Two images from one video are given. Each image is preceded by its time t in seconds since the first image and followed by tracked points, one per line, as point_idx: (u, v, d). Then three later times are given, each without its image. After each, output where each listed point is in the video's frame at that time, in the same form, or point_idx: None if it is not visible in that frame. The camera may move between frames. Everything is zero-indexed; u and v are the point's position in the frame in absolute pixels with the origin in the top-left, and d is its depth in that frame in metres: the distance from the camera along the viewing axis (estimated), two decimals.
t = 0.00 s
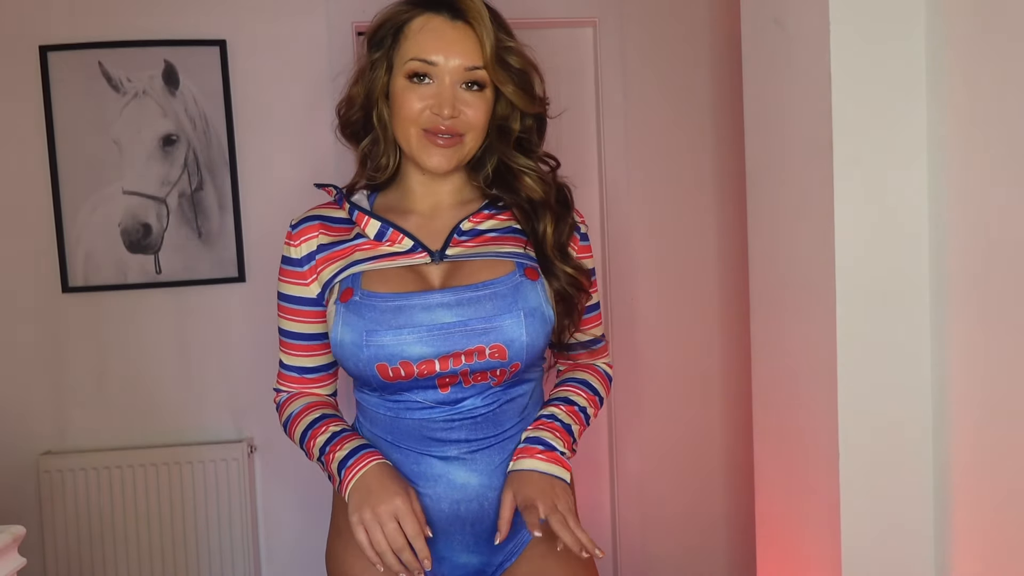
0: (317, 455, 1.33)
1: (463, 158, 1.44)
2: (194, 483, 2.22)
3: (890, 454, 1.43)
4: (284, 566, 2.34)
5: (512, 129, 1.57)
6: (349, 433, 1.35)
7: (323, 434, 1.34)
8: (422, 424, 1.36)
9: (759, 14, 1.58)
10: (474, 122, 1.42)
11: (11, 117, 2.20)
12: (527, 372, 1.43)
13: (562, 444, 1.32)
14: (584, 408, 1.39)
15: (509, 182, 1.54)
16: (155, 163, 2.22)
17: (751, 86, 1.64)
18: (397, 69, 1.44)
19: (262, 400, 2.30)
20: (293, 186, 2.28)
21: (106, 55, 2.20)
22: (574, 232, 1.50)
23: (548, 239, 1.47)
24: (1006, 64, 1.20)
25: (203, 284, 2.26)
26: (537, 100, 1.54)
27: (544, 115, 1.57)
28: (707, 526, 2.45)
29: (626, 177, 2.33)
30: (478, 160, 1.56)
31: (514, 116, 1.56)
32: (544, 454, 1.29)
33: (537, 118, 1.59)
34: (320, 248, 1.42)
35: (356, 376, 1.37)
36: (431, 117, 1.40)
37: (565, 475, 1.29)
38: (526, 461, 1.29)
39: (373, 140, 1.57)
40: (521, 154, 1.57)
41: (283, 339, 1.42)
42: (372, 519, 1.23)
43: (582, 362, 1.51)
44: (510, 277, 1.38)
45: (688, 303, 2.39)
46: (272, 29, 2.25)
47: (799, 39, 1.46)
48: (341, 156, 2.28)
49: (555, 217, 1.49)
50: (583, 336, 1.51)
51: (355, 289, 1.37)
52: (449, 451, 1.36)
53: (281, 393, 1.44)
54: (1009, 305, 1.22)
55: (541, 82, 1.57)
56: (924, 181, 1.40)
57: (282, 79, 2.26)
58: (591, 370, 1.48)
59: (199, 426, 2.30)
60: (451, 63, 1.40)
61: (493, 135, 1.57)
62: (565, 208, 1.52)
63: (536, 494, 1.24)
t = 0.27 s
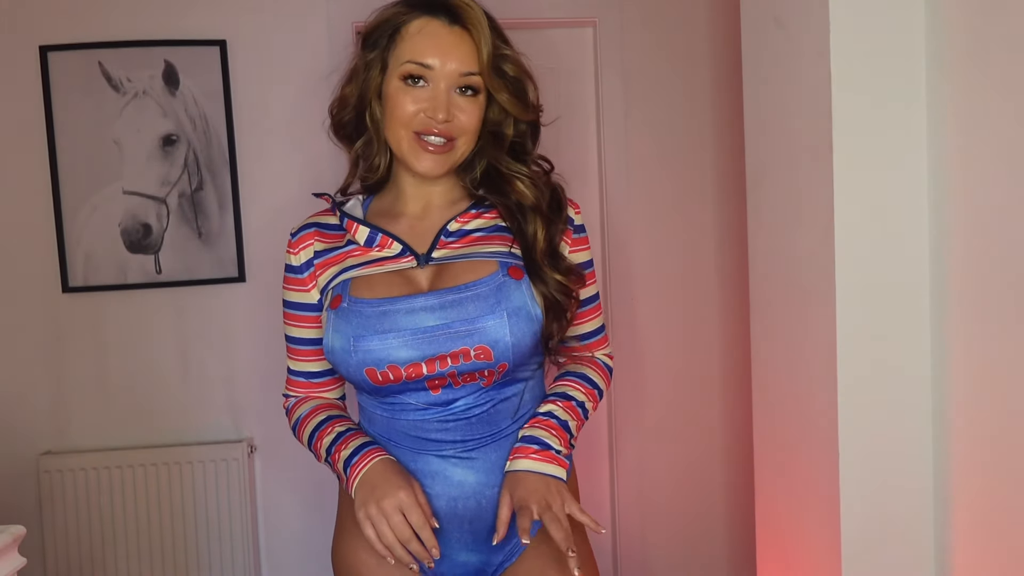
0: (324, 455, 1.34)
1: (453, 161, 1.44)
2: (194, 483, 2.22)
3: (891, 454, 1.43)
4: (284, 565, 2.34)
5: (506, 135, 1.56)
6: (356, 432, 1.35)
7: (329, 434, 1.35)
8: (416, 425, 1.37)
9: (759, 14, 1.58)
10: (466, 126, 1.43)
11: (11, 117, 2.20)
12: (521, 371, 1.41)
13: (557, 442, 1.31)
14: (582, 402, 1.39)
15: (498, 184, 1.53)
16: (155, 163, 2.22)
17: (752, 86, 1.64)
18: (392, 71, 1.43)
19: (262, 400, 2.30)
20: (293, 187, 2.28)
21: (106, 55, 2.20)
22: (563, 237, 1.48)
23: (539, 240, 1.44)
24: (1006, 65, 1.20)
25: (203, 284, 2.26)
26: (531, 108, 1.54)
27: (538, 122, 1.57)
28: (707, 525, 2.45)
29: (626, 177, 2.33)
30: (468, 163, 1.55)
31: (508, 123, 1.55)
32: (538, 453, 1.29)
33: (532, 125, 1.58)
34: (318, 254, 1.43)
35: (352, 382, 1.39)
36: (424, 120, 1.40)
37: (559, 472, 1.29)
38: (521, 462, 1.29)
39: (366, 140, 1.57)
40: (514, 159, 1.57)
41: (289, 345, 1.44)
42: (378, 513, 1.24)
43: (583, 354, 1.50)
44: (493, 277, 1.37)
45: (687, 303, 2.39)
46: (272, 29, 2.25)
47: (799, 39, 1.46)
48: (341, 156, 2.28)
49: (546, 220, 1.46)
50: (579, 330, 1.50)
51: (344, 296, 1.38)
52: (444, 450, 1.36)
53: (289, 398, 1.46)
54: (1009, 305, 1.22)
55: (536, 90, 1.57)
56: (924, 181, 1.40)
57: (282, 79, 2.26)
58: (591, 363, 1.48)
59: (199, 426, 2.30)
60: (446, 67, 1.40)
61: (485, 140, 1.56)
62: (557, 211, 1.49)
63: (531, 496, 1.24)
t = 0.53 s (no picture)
0: (319, 453, 1.34)
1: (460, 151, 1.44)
2: (193, 483, 2.22)
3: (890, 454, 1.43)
4: (283, 565, 2.34)
5: (503, 116, 1.56)
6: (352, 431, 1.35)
7: (325, 432, 1.35)
8: (418, 423, 1.37)
9: (759, 14, 1.58)
10: (467, 113, 1.43)
11: (11, 117, 2.20)
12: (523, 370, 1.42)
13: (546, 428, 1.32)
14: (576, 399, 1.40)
15: (501, 168, 1.54)
16: (154, 163, 2.22)
17: (752, 86, 1.64)
18: (386, 70, 1.44)
19: (261, 400, 2.30)
20: (293, 186, 2.28)
21: (106, 55, 2.20)
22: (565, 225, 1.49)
23: (539, 226, 1.45)
24: (1007, 65, 1.20)
25: (203, 284, 2.26)
26: (524, 86, 1.54)
27: (532, 100, 1.56)
28: (707, 525, 2.45)
29: (626, 177, 2.34)
30: (470, 150, 1.55)
31: (504, 104, 1.55)
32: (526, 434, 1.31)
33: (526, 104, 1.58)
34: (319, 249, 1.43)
35: (352, 376, 1.39)
36: (427, 112, 1.41)
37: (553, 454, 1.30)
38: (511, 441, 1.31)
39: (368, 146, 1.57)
40: (513, 143, 1.56)
41: (287, 339, 1.43)
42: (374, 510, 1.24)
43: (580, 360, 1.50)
44: (499, 276, 1.37)
45: (687, 303, 2.39)
46: (272, 29, 2.25)
47: (799, 39, 1.46)
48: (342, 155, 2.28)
49: (545, 207, 1.47)
50: (577, 334, 1.49)
51: (349, 290, 1.38)
52: (444, 446, 1.36)
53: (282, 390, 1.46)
54: (1009, 306, 1.22)
55: (527, 67, 1.57)
56: (924, 181, 1.40)
57: (282, 78, 2.26)
58: (585, 365, 1.48)
59: (198, 426, 2.30)
60: (438, 57, 1.41)
61: (483, 127, 1.56)
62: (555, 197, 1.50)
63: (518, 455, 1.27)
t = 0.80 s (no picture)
0: (321, 449, 1.33)
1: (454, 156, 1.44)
2: (193, 483, 2.22)
3: (890, 455, 1.43)
4: (283, 565, 2.34)
5: (494, 119, 1.55)
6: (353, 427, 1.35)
7: (328, 427, 1.35)
8: (416, 425, 1.37)
9: (759, 14, 1.58)
10: (461, 117, 1.43)
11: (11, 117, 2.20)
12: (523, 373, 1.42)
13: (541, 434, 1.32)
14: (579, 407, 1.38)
15: (495, 172, 1.53)
16: (154, 163, 2.22)
17: (751, 86, 1.65)
18: (379, 74, 1.44)
19: (261, 400, 2.30)
20: (293, 186, 2.28)
21: (106, 55, 2.20)
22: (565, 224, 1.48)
23: (536, 227, 1.44)
24: (1007, 65, 1.20)
25: (203, 285, 2.26)
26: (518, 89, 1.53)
27: (525, 103, 1.56)
28: (707, 525, 2.45)
29: (626, 177, 2.34)
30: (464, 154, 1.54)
31: (496, 107, 1.54)
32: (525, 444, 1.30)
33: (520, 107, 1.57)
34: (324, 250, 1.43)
35: (354, 377, 1.39)
36: (419, 116, 1.41)
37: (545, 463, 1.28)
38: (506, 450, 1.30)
39: (365, 149, 1.57)
40: (506, 146, 1.56)
41: (292, 340, 1.44)
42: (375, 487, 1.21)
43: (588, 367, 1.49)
44: (501, 281, 1.37)
45: (687, 303, 2.39)
46: (272, 29, 2.25)
47: (799, 39, 1.46)
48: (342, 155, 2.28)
49: (542, 207, 1.47)
50: (572, 341, 1.49)
51: (352, 292, 1.39)
52: (442, 448, 1.36)
53: (287, 393, 1.46)
54: (1010, 306, 1.22)
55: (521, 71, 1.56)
56: (924, 181, 1.40)
57: (282, 79, 2.26)
58: (593, 372, 1.47)
59: (198, 426, 2.30)
60: (431, 61, 1.41)
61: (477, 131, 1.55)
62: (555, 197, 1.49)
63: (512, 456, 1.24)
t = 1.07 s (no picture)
0: (323, 457, 1.34)
1: (455, 159, 1.46)
2: (193, 483, 2.22)
3: (890, 455, 1.43)
4: (283, 565, 2.34)
5: (500, 125, 1.54)
6: (352, 433, 1.35)
7: (329, 434, 1.35)
8: (413, 431, 1.38)
9: (759, 13, 1.58)
10: (464, 120, 1.44)
11: (11, 116, 2.20)
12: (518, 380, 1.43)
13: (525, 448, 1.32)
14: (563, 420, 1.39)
15: (496, 179, 1.52)
16: (154, 163, 2.22)
17: (751, 85, 1.64)
18: (384, 72, 1.44)
19: (261, 401, 2.30)
20: (293, 187, 2.28)
21: (106, 55, 2.20)
22: (562, 232, 1.48)
23: (532, 238, 1.44)
24: (1007, 65, 1.20)
25: (203, 285, 2.26)
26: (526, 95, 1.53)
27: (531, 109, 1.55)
28: (707, 525, 2.45)
29: (626, 177, 2.33)
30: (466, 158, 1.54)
31: (502, 112, 1.54)
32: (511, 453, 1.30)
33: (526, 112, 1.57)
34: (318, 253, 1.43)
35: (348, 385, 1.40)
36: (423, 118, 1.41)
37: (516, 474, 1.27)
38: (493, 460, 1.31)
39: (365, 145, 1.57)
40: (509, 151, 1.55)
41: (286, 342, 1.45)
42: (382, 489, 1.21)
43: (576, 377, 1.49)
44: (494, 292, 1.37)
45: (687, 303, 2.39)
46: (272, 29, 2.25)
47: (799, 39, 1.46)
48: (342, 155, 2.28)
49: (540, 218, 1.46)
50: (571, 345, 1.48)
51: (344, 300, 1.38)
52: (440, 452, 1.38)
53: (283, 394, 1.46)
54: (1010, 306, 1.22)
55: (529, 76, 1.56)
56: (924, 181, 1.40)
57: (282, 78, 2.26)
58: (582, 384, 1.47)
59: (198, 426, 2.30)
60: (439, 63, 1.41)
61: (481, 135, 1.54)
62: (555, 207, 1.49)
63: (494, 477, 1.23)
